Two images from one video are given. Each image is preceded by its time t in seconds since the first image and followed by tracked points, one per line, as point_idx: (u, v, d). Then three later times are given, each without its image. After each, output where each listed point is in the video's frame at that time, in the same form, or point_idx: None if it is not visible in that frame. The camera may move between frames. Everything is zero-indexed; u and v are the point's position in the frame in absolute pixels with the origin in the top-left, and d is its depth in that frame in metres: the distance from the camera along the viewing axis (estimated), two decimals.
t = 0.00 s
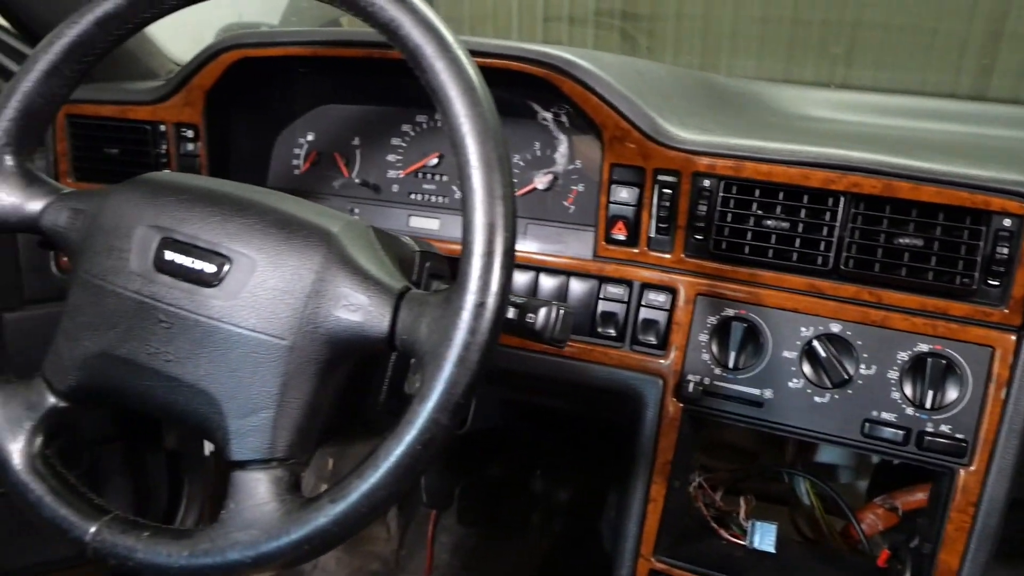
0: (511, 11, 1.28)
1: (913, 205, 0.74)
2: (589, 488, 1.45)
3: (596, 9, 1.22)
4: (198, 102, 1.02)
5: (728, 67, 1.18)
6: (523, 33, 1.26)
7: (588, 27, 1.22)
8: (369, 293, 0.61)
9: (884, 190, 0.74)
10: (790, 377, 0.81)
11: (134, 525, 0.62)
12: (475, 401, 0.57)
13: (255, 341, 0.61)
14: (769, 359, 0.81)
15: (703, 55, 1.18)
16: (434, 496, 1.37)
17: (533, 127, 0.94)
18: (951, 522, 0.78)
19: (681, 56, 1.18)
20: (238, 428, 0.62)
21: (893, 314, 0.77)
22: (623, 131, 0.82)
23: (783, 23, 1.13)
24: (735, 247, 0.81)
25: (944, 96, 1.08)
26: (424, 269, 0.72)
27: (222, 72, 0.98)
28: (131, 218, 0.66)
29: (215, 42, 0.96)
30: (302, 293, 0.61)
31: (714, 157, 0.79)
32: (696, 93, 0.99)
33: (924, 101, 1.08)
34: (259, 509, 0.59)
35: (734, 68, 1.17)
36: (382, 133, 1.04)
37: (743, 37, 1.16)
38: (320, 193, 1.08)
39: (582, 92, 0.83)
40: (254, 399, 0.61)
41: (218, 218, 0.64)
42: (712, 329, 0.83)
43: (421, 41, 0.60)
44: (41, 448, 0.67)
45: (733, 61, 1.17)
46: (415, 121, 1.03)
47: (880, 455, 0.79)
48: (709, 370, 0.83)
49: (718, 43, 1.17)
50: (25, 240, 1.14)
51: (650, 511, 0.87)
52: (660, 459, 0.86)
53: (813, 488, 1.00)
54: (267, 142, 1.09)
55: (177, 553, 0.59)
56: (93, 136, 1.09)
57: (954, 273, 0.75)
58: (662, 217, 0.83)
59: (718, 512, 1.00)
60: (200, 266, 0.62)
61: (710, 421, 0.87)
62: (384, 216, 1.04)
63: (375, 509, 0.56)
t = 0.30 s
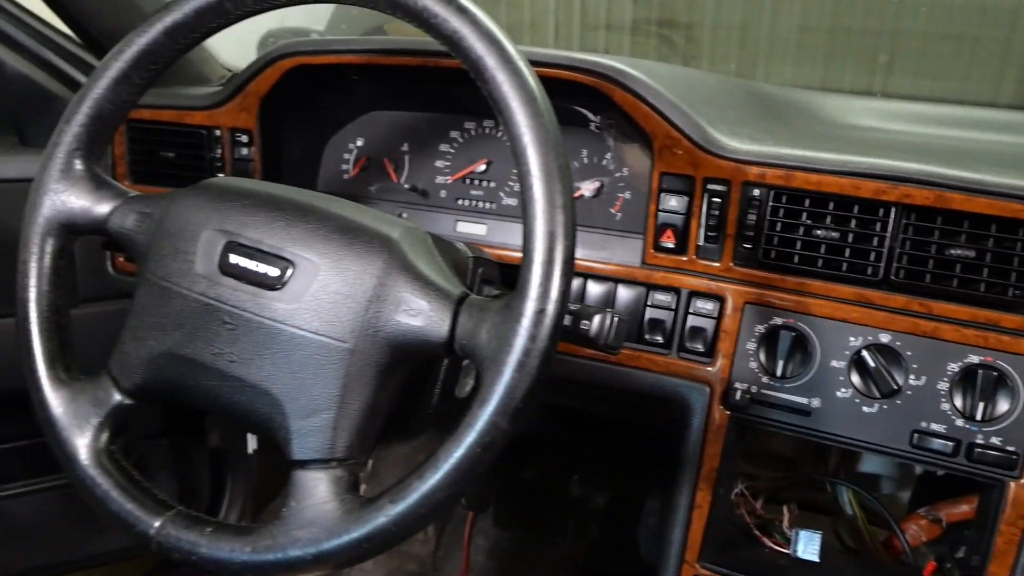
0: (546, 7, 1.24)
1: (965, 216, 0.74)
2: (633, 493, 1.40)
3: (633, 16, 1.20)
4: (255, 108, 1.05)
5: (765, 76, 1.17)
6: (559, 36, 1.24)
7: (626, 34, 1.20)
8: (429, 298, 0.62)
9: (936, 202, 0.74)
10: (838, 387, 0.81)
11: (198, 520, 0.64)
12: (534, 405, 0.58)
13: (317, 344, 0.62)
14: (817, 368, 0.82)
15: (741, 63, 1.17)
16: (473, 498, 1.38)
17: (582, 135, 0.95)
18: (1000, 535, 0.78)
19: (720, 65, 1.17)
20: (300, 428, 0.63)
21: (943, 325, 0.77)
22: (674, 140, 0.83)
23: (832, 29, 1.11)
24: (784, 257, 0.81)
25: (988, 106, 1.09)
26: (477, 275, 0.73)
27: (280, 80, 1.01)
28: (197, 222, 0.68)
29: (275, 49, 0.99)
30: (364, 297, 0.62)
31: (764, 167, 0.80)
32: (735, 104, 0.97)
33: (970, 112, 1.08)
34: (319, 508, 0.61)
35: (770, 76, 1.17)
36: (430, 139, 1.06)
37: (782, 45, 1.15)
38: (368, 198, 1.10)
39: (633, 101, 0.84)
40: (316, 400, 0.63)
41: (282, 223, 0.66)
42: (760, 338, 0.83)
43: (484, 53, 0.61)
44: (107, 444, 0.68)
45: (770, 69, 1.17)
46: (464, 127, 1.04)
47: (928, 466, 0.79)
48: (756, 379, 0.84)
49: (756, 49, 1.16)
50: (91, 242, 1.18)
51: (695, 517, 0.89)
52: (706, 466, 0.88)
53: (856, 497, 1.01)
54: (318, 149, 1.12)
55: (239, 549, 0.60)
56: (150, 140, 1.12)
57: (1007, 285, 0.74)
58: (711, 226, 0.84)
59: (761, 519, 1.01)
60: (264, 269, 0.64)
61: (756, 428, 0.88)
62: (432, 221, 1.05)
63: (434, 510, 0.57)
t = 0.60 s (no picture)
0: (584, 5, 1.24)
1: (1018, 222, 0.74)
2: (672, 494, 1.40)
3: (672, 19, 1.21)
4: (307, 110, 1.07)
5: (803, 77, 1.16)
6: (597, 36, 1.24)
7: (663, 36, 1.21)
8: (487, 300, 0.63)
9: (989, 207, 0.74)
10: (888, 391, 0.81)
11: (258, 514, 0.65)
12: (592, 407, 0.59)
13: (377, 343, 0.64)
14: (866, 372, 0.82)
15: (778, 65, 1.17)
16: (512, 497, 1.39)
17: (630, 138, 0.97)
18: None
19: (756, 65, 1.17)
20: (359, 425, 0.65)
21: (996, 329, 0.77)
22: (724, 143, 0.84)
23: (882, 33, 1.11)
24: (834, 261, 0.81)
25: None
26: (529, 276, 0.74)
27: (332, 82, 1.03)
28: (258, 222, 0.69)
29: (333, 51, 1.01)
30: (423, 298, 0.64)
31: (815, 170, 0.80)
32: (776, 105, 0.97)
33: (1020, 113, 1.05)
34: (378, 504, 0.62)
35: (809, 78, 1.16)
36: (477, 141, 1.07)
37: (820, 46, 1.15)
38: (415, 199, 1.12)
39: (683, 104, 0.85)
40: (375, 398, 0.64)
41: (342, 224, 0.67)
42: (808, 341, 0.84)
43: (543, 59, 0.62)
44: (170, 438, 0.70)
45: (808, 65, 1.16)
46: (511, 129, 1.05)
47: (979, 471, 0.79)
48: (805, 383, 0.84)
49: (794, 49, 1.16)
50: (149, 240, 1.22)
51: (742, 520, 0.89)
52: (753, 469, 0.88)
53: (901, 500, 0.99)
54: (366, 150, 1.14)
55: (300, 543, 0.62)
56: (206, 141, 1.16)
57: None
58: (761, 229, 0.84)
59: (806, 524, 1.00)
60: (325, 269, 0.65)
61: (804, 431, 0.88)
62: (478, 222, 1.06)
63: (493, 507, 0.58)
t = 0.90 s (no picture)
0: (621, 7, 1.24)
1: None
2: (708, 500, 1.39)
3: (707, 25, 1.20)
4: (349, 114, 1.09)
5: (840, 79, 1.15)
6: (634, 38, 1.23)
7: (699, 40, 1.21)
8: (535, 302, 0.64)
9: None
10: (934, 399, 0.81)
11: (307, 511, 0.66)
12: (639, 410, 0.59)
13: (425, 344, 0.65)
14: (911, 379, 0.81)
15: (814, 69, 1.16)
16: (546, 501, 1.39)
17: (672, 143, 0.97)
18: None
19: (791, 68, 1.16)
20: (407, 425, 0.66)
21: None
22: (769, 148, 0.84)
23: (926, 38, 1.09)
24: (880, 267, 0.81)
25: None
26: (573, 279, 0.74)
27: (373, 86, 1.05)
28: (308, 224, 0.70)
29: (378, 55, 1.03)
30: (471, 300, 0.64)
31: (861, 176, 0.80)
32: (813, 110, 0.96)
33: None
34: (425, 503, 0.63)
35: (847, 79, 1.14)
36: (518, 145, 1.08)
37: (859, 49, 1.14)
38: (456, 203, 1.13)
39: (728, 109, 0.86)
40: (423, 399, 0.65)
41: (391, 227, 0.68)
42: (852, 347, 0.83)
43: (592, 64, 0.62)
44: (219, 436, 0.71)
45: (846, 68, 1.14)
46: (552, 133, 1.05)
47: None
48: (849, 389, 0.84)
49: (832, 52, 1.15)
50: (195, 241, 1.24)
51: (783, 525, 0.90)
52: (795, 475, 0.88)
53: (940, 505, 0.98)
54: (408, 153, 1.15)
55: (348, 540, 0.63)
56: (250, 144, 1.19)
57: None
58: (805, 234, 0.84)
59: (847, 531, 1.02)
60: (374, 271, 0.66)
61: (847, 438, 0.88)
62: (519, 226, 1.07)
63: (541, 508, 0.59)
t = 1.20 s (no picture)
0: (641, 8, 1.21)
1: None
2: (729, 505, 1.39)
3: (728, 31, 1.18)
4: (377, 118, 1.10)
5: (863, 83, 1.14)
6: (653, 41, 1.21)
7: (720, 44, 1.19)
8: (565, 308, 0.64)
9: None
10: (962, 408, 0.80)
11: (337, 513, 0.67)
12: (669, 417, 0.59)
13: (456, 348, 0.65)
14: (939, 388, 0.81)
15: (837, 74, 1.14)
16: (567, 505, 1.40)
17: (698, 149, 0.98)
18: None
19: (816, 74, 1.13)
20: (437, 428, 0.67)
21: None
22: (796, 155, 0.85)
23: (953, 45, 1.08)
24: (908, 275, 0.81)
25: None
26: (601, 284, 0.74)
27: (403, 89, 1.06)
28: (340, 228, 0.71)
29: (405, 60, 1.04)
30: (502, 305, 0.65)
31: (889, 184, 0.80)
32: (837, 116, 0.96)
33: None
34: (455, 506, 0.63)
35: (869, 84, 1.13)
36: (544, 150, 1.08)
37: (883, 53, 1.12)
38: (481, 207, 1.13)
39: (756, 116, 0.86)
40: (454, 403, 0.66)
41: (421, 231, 0.68)
42: (879, 355, 0.83)
43: (624, 72, 0.63)
44: (250, 436, 0.72)
45: (869, 73, 1.13)
46: (578, 138, 1.05)
47: None
48: (876, 397, 0.84)
49: (856, 55, 1.13)
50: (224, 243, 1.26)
51: (807, 533, 0.90)
52: (820, 482, 0.88)
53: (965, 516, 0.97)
54: (434, 157, 1.16)
55: (377, 541, 0.63)
56: (278, 147, 1.20)
57: None
58: (832, 242, 0.85)
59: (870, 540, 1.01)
60: (405, 276, 0.67)
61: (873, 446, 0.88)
62: (544, 231, 1.07)
63: (570, 512, 0.59)
